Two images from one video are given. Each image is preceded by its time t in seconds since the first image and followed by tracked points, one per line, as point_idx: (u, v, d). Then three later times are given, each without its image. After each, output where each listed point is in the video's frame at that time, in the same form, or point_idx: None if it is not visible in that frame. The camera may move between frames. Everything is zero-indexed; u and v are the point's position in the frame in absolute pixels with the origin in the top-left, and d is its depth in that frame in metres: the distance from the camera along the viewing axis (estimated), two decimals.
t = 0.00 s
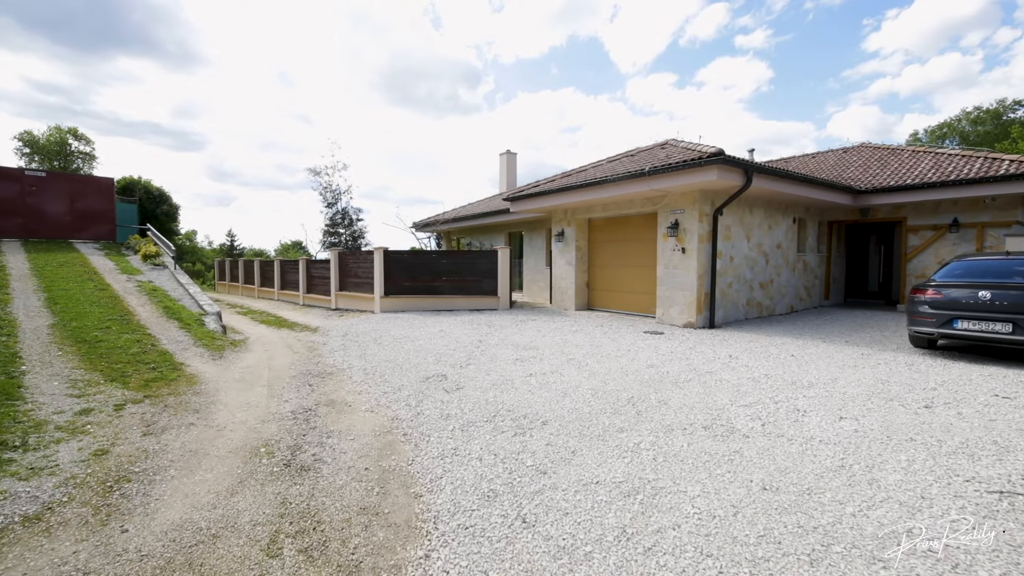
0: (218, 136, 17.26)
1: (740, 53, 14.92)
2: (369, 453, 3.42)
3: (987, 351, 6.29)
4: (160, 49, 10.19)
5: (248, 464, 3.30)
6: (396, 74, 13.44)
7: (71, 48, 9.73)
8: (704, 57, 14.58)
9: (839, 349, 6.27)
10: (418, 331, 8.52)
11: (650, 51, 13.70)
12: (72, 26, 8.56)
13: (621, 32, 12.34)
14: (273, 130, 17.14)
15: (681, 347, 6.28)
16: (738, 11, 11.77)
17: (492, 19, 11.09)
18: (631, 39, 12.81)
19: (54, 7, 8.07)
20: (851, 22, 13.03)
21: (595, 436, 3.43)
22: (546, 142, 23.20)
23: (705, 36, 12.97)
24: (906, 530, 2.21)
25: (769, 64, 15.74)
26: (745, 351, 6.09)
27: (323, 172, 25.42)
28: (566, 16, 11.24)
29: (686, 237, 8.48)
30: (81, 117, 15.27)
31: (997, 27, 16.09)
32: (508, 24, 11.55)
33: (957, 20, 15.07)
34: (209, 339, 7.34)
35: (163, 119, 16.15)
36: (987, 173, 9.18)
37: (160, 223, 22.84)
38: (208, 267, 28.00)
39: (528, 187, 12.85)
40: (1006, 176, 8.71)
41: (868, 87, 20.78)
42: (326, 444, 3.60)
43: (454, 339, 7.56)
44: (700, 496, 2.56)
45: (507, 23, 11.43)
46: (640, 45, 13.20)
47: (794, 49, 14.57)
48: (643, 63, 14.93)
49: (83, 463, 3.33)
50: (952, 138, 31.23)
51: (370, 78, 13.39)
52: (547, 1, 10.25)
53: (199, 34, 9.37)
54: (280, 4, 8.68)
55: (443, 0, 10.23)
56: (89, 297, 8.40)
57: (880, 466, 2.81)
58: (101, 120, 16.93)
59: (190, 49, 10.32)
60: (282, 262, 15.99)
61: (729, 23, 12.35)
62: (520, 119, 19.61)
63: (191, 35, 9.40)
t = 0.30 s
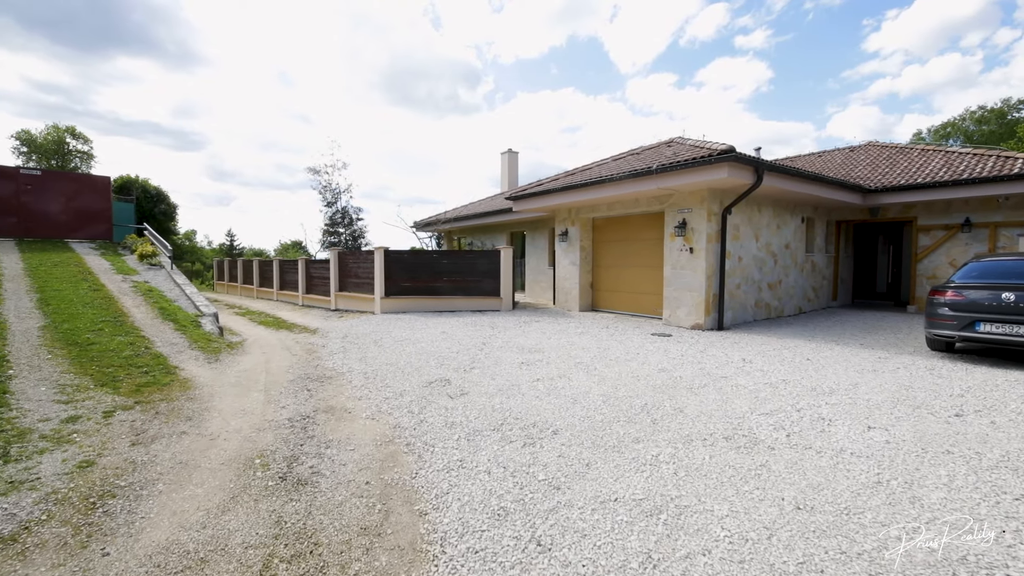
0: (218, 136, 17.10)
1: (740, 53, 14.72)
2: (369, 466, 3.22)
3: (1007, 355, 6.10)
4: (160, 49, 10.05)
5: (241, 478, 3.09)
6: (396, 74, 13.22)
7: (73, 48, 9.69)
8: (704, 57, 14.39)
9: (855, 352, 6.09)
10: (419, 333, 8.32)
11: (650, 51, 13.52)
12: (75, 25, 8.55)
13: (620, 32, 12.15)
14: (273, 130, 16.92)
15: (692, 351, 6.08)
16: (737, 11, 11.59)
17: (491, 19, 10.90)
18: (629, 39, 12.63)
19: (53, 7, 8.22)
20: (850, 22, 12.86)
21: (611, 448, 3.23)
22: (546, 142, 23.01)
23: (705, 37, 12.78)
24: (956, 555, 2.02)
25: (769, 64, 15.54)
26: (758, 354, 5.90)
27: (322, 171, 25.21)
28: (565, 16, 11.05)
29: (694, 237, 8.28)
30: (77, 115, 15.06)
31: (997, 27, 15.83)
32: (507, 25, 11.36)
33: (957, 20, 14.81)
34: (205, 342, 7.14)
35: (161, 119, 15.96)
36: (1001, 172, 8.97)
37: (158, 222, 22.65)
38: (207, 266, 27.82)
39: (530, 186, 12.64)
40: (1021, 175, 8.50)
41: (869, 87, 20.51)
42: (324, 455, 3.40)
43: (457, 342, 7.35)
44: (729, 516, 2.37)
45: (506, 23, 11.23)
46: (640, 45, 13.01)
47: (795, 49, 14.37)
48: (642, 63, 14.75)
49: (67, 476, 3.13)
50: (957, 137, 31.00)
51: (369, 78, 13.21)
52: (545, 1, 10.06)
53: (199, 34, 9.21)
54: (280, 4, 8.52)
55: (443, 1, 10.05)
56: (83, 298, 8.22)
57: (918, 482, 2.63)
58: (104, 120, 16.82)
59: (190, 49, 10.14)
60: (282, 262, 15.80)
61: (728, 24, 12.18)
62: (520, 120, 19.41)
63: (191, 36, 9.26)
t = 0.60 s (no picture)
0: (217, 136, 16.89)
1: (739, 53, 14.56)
2: (372, 477, 3.04)
3: None
4: (160, 50, 9.88)
5: (235, 492, 2.90)
6: (396, 74, 13.03)
7: (73, 48, 9.56)
8: (703, 57, 14.23)
9: (871, 355, 5.90)
10: (422, 335, 8.12)
11: (649, 51, 13.34)
12: (73, 25, 8.41)
13: (619, 32, 11.97)
14: (273, 130, 16.71)
15: (704, 353, 5.89)
16: (736, 11, 11.43)
17: (492, 20, 10.71)
18: (627, 40, 12.46)
19: (54, 7, 8.07)
20: (849, 23, 12.68)
21: (629, 459, 3.04)
22: (546, 142, 22.84)
23: (704, 37, 12.59)
24: None
25: (770, 64, 15.37)
26: (772, 357, 5.71)
27: (322, 171, 25.02)
28: (565, 16, 10.86)
29: (702, 235, 8.10)
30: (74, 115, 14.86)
31: (996, 27, 15.66)
32: (507, 26, 11.19)
33: (957, 20, 14.56)
34: (201, 344, 6.94)
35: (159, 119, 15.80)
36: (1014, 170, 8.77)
37: (156, 222, 22.43)
38: (206, 266, 27.60)
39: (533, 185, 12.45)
40: None
41: (868, 87, 20.32)
42: (324, 466, 3.21)
43: (460, 344, 7.16)
44: (763, 537, 2.18)
45: (507, 24, 11.05)
46: (640, 45, 12.83)
47: (795, 49, 14.20)
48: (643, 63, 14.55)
49: (49, 490, 2.93)
50: (961, 136, 30.78)
51: (369, 78, 13.03)
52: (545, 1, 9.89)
53: (199, 34, 9.00)
54: (281, 4, 8.35)
55: (443, 1, 9.87)
56: (76, 299, 8.03)
57: (965, 499, 2.44)
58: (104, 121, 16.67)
59: (190, 49, 9.94)
60: (281, 262, 15.62)
61: (727, 24, 12.03)
62: (519, 120, 19.22)
63: (191, 36, 9.08)
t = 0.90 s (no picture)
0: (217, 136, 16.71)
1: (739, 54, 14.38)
2: (374, 491, 2.85)
3: None
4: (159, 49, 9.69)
5: (228, 508, 2.71)
6: (395, 74, 12.85)
7: (72, 48, 9.38)
8: (703, 58, 14.06)
9: (889, 357, 5.72)
10: (424, 336, 7.93)
11: (648, 52, 13.17)
12: (72, 24, 8.25)
13: (618, 33, 11.79)
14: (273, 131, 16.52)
15: (715, 357, 5.70)
16: (735, 11, 11.26)
17: (492, 20, 10.52)
18: (627, 40, 12.28)
19: (53, 7, 7.91)
20: (849, 23, 12.49)
21: (646, 471, 2.86)
22: (546, 142, 22.66)
23: (704, 37, 12.42)
24: None
25: (769, 64, 15.20)
26: (786, 360, 5.53)
27: (321, 170, 24.85)
28: (565, 15, 10.68)
29: (711, 235, 7.92)
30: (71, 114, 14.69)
31: (997, 27, 15.45)
32: (506, 26, 11.01)
33: (956, 20, 14.34)
34: (198, 346, 6.77)
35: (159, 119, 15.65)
36: None
37: (153, 221, 22.24)
38: (206, 266, 27.53)
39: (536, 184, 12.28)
40: None
41: (868, 88, 20.15)
42: (322, 479, 3.02)
43: (464, 346, 6.97)
44: (801, 561, 2.00)
45: (507, 24, 10.87)
46: (640, 45, 12.66)
47: (794, 49, 14.01)
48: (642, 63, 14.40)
49: (29, 505, 2.74)
50: (965, 135, 30.60)
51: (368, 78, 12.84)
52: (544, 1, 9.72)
53: (200, 34, 8.83)
54: (282, 4, 8.18)
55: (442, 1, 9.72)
56: (70, 300, 7.85)
57: (1017, 517, 2.26)
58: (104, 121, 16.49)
59: (190, 50, 9.76)
60: (280, 262, 15.43)
61: (727, 24, 11.86)
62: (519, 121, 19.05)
63: (191, 36, 8.92)
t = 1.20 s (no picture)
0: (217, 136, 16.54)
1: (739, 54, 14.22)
2: (376, 507, 2.67)
3: None
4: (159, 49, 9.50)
5: (221, 526, 2.53)
6: (395, 74, 12.67)
7: (71, 48, 9.20)
8: (702, 58, 13.90)
9: (907, 361, 5.54)
10: (426, 338, 7.76)
11: (648, 52, 12.99)
12: (72, 23, 8.08)
13: (619, 33, 11.60)
14: (273, 131, 16.34)
15: (727, 360, 5.52)
16: (735, 11, 11.09)
17: (493, 19, 10.34)
18: (628, 40, 12.09)
19: (53, 7, 7.74)
20: (849, 23, 12.28)
21: (667, 486, 2.68)
22: (546, 142, 22.47)
23: (703, 37, 12.25)
24: None
25: (769, 65, 15.02)
26: (802, 363, 5.35)
27: (321, 169, 24.70)
28: (566, 15, 10.50)
29: (720, 234, 7.74)
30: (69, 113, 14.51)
31: (996, 27, 15.23)
32: (506, 26, 10.82)
33: (956, 20, 14.09)
34: (194, 348, 6.59)
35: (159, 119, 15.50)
36: None
37: (152, 221, 22.05)
38: (205, 266, 27.37)
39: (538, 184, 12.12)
40: None
41: (868, 88, 19.96)
42: (322, 493, 2.84)
43: (467, 348, 6.79)
44: None
45: (507, 24, 10.68)
46: (639, 45, 12.49)
47: (794, 49, 13.82)
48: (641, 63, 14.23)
49: (9, 522, 2.56)
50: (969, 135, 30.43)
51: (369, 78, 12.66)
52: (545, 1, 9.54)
53: (201, 35, 8.66)
54: (283, 4, 8.00)
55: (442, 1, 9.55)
56: (64, 300, 7.68)
57: None
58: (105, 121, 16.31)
59: (191, 50, 9.57)
60: (280, 262, 15.26)
61: (727, 24, 11.68)
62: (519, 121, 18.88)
63: (191, 37, 8.75)
